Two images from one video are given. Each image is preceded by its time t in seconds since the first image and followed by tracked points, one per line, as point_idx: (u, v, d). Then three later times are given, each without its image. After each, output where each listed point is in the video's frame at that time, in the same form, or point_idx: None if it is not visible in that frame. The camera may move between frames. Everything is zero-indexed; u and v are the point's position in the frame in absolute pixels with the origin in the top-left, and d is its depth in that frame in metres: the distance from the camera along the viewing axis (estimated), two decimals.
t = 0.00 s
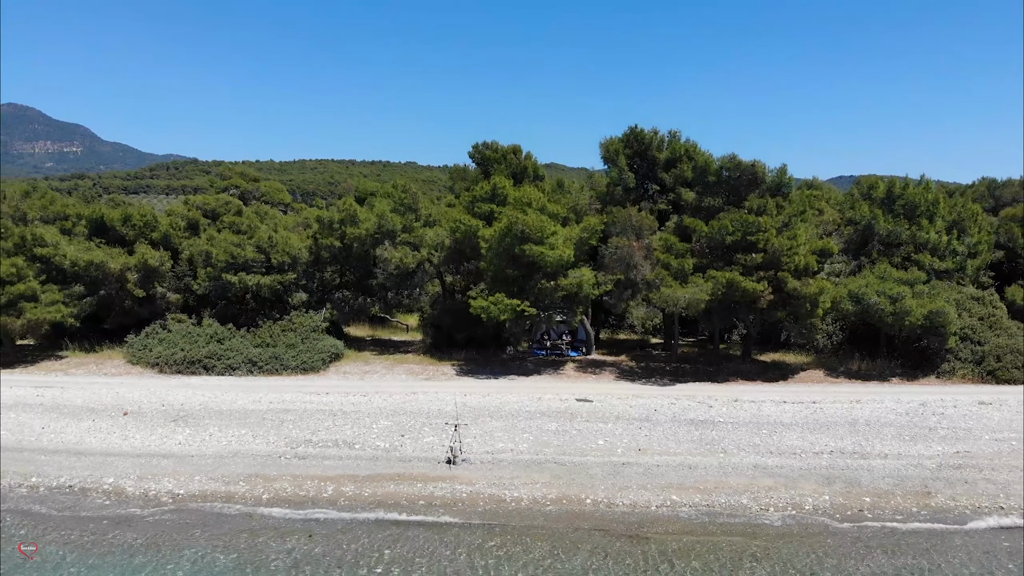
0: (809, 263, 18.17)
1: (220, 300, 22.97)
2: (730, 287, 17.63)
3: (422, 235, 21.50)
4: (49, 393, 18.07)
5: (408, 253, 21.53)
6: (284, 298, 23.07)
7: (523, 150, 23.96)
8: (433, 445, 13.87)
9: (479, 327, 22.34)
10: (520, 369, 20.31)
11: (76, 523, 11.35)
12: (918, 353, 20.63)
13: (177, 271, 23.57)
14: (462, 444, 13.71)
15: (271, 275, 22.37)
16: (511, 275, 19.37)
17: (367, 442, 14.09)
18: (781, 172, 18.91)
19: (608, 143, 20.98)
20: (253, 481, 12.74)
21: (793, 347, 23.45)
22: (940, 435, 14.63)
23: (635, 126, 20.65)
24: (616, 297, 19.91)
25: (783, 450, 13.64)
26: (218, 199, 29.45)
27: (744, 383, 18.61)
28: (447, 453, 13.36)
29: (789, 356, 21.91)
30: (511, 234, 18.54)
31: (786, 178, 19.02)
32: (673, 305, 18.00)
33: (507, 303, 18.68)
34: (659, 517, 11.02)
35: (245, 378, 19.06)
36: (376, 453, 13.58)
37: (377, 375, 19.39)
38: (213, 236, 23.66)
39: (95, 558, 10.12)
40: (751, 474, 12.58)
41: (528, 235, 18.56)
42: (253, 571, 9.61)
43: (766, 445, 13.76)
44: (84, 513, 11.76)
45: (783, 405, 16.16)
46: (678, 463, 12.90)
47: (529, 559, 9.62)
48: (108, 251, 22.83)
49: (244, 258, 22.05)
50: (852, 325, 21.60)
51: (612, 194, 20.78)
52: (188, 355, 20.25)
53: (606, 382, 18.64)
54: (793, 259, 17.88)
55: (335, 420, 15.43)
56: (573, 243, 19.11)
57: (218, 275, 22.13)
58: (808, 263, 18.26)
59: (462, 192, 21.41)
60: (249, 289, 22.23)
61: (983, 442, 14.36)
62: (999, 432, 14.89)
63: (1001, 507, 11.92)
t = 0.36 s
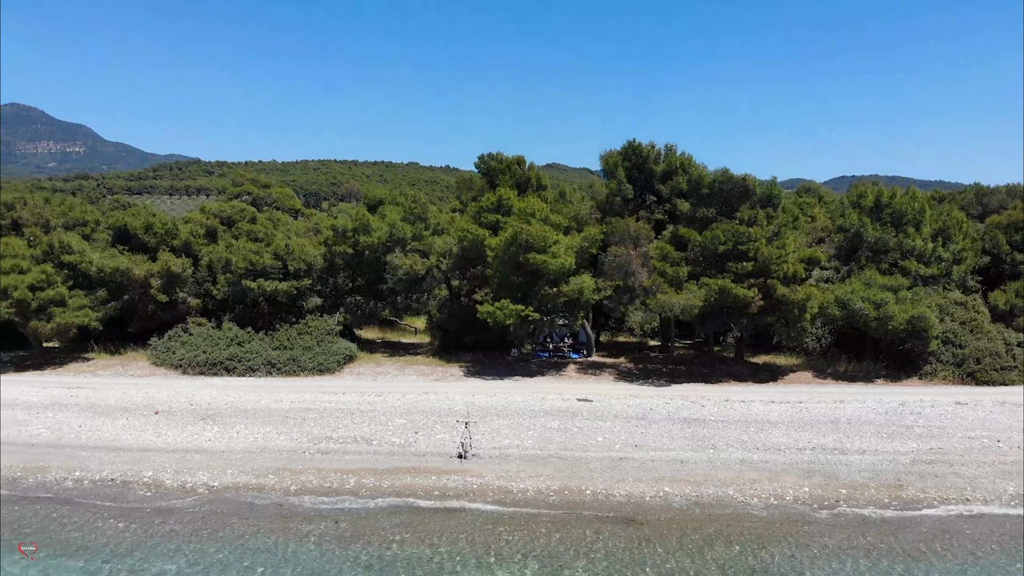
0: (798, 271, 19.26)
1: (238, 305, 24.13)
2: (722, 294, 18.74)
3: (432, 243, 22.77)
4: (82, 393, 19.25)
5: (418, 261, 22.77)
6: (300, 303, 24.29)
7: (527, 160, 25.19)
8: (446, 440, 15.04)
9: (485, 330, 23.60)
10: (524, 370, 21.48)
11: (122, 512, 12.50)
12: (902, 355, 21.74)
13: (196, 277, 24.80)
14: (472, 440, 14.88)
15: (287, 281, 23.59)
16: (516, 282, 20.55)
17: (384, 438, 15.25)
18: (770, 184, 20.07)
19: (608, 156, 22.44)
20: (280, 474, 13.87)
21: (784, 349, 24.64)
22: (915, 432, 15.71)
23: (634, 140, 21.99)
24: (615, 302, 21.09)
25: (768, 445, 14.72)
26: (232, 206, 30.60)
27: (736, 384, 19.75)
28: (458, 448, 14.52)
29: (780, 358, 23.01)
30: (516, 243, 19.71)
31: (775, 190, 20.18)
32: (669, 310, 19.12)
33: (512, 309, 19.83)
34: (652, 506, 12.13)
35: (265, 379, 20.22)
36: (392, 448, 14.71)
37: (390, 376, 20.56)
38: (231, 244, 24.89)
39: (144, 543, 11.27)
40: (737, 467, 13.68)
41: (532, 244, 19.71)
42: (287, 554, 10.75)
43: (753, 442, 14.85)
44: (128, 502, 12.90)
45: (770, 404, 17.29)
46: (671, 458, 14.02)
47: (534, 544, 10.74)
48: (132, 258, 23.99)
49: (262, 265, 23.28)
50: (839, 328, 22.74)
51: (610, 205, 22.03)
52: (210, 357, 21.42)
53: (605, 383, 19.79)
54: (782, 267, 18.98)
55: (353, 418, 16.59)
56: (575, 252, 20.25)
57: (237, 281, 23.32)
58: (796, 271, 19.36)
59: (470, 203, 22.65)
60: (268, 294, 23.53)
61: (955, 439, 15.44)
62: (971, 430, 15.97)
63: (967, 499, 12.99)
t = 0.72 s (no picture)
0: (786, 279, 20.51)
1: (257, 310, 25.49)
2: (714, 301, 20.00)
3: (441, 252, 24.14)
4: (116, 394, 20.58)
5: (428, 269, 24.13)
6: (315, 308, 25.63)
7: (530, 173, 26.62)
8: (457, 438, 16.33)
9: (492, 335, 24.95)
10: (528, 373, 22.78)
11: (166, 502, 13.82)
12: (886, 358, 22.99)
13: (217, 284, 25.79)
14: (481, 438, 16.17)
15: (304, 288, 24.90)
16: (521, 290, 21.87)
17: (400, 436, 16.56)
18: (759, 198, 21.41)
19: (608, 172, 24.03)
20: (306, 469, 15.16)
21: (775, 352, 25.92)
22: (891, 431, 16.96)
23: (631, 156, 23.39)
24: (614, 309, 22.35)
25: (754, 443, 15.99)
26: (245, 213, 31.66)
27: (728, 386, 21.02)
28: (469, 446, 15.82)
29: (771, 361, 24.29)
30: (521, 253, 21.03)
31: (763, 204, 21.52)
32: (664, 317, 20.40)
33: (517, 315, 21.09)
34: (645, 497, 13.40)
35: (285, 381, 21.55)
36: (408, 445, 16.02)
37: (402, 378, 21.87)
38: (250, 252, 26.23)
39: (189, 530, 12.60)
40: (724, 463, 14.96)
41: (536, 254, 21.02)
42: (319, 539, 12.07)
43: (740, 440, 16.12)
44: (170, 494, 14.21)
45: (758, 405, 18.56)
46: (664, 454, 15.30)
47: (539, 531, 12.03)
48: (156, 266, 25.28)
49: (281, 273, 24.61)
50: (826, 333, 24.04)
51: (609, 217, 23.38)
52: (232, 360, 22.75)
53: (605, 385, 21.07)
54: (771, 277, 20.25)
55: (370, 417, 17.89)
56: (576, 262, 21.55)
57: (257, 288, 24.69)
58: (784, 280, 20.60)
59: (477, 215, 24.03)
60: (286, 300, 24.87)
61: (927, 438, 16.70)
62: (944, 429, 17.22)
63: (933, 492, 14.24)
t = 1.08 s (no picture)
0: (776, 286, 21.60)
1: (273, 315, 26.72)
2: (707, 307, 21.12)
3: (448, 260, 25.39)
4: (142, 395, 21.77)
5: (436, 276, 25.38)
6: (328, 313, 26.85)
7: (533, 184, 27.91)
8: (466, 437, 17.49)
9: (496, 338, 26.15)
10: (531, 375, 23.95)
11: (198, 495, 15.00)
12: (873, 361, 24.07)
13: (235, 289, 26.80)
14: (488, 437, 17.34)
15: (318, 294, 26.14)
16: (524, 296, 23.04)
17: (413, 434, 17.74)
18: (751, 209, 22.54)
19: (607, 183, 25.31)
20: (326, 465, 16.33)
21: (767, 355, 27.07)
22: (872, 431, 18.08)
23: (629, 168, 24.63)
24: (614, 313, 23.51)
25: (743, 441, 17.13)
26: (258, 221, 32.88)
27: (721, 387, 22.16)
28: (477, 443, 16.99)
29: (763, 364, 25.40)
30: (524, 262, 22.22)
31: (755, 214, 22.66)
32: (661, 322, 21.53)
33: (521, 320, 22.25)
34: (641, 491, 14.55)
35: (301, 383, 22.74)
36: (420, 443, 17.19)
37: (412, 380, 23.05)
38: (265, 259, 27.42)
39: (222, 520, 13.78)
40: (714, 460, 16.10)
41: (539, 262, 22.20)
42: (342, 528, 13.24)
43: (730, 438, 17.26)
44: (201, 488, 15.39)
45: (749, 406, 19.68)
46: (659, 452, 16.45)
47: (543, 522, 13.19)
48: (176, 273, 26.45)
49: (295, 279, 25.84)
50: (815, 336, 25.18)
51: (609, 227, 24.61)
52: (250, 363, 23.94)
53: (604, 386, 22.23)
54: (761, 284, 21.36)
55: (383, 417, 19.07)
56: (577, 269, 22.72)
57: (273, 294, 25.95)
58: (775, 287, 21.69)
59: (483, 225, 25.29)
60: (301, 305, 26.11)
61: (906, 437, 17.83)
62: (922, 429, 18.34)
63: (908, 487, 15.35)
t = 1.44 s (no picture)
0: (765, 293, 22.91)
1: (289, 319, 28.11)
2: (700, 314, 22.46)
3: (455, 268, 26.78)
4: (168, 396, 23.13)
5: (443, 284, 26.75)
6: (342, 318, 28.29)
7: (536, 195, 29.37)
8: (474, 435, 18.83)
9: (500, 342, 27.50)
10: (534, 377, 25.28)
11: (230, 489, 16.32)
12: (858, 364, 25.34)
13: (252, 295, 28.02)
14: (495, 435, 18.67)
15: (332, 300, 27.52)
16: (528, 303, 24.39)
17: (425, 433, 19.07)
18: (742, 221, 23.88)
19: (607, 195, 26.73)
20: (345, 461, 17.64)
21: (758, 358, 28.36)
22: (853, 430, 19.37)
23: (627, 182, 26.05)
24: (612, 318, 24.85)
25: (732, 440, 18.45)
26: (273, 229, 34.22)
27: (714, 389, 23.49)
28: (485, 442, 18.32)
29: (754, 367, 26.70)
30: (528, 270, 23.57)
31: (745, 226, 24.02)
32: (656, 327, 22.86)
33: (524, 326, 23.58)
34: (636, 486, 15.86)
35: (317, 385, 24.10)
36: (432, 441, 18.51)
37: (422, 382, 24.41)
38: (280, 267, 28.75)
39: (253, 511, 15.10)
40: (705, 457, 17.42)
41: (541, 271, 23.53)
42: (364, 518, 14.56)
43: (720, 437, 18.58)
44: (232, 482, 16.72)
45: (739, 407, 21.00)
46: (653, 449, 17.78)
47: (547, 513, 14.48)
48: (197, 280, 27.77)
49: (310, 286, 27.23)
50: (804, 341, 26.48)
51: (608, 237, 25.97)
52: (268, 365, 25.31)
53: (603, 388, 23.57)
54: (751, 292, 22.69)
55: (397, 416, 20.41)
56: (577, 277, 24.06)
57: (289, 300, 27.34)
58: (764, 294, 23.00)
59: (489, 235, 26.69)
60: (316, 311, 27.49)
61: (885, 436, 19.11)
62: (900, 428, 19.64)
63: (883, 482, 16.66)
